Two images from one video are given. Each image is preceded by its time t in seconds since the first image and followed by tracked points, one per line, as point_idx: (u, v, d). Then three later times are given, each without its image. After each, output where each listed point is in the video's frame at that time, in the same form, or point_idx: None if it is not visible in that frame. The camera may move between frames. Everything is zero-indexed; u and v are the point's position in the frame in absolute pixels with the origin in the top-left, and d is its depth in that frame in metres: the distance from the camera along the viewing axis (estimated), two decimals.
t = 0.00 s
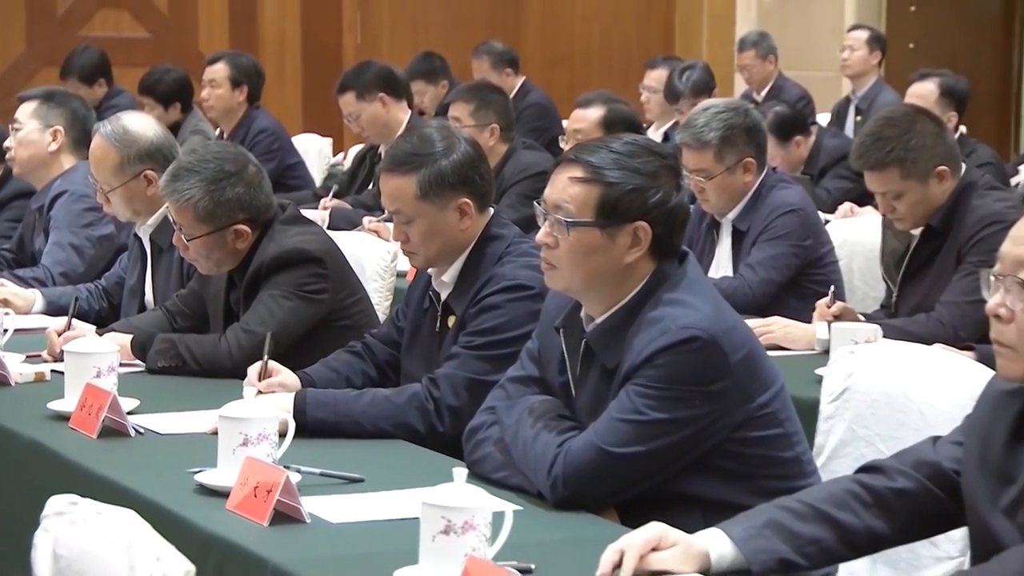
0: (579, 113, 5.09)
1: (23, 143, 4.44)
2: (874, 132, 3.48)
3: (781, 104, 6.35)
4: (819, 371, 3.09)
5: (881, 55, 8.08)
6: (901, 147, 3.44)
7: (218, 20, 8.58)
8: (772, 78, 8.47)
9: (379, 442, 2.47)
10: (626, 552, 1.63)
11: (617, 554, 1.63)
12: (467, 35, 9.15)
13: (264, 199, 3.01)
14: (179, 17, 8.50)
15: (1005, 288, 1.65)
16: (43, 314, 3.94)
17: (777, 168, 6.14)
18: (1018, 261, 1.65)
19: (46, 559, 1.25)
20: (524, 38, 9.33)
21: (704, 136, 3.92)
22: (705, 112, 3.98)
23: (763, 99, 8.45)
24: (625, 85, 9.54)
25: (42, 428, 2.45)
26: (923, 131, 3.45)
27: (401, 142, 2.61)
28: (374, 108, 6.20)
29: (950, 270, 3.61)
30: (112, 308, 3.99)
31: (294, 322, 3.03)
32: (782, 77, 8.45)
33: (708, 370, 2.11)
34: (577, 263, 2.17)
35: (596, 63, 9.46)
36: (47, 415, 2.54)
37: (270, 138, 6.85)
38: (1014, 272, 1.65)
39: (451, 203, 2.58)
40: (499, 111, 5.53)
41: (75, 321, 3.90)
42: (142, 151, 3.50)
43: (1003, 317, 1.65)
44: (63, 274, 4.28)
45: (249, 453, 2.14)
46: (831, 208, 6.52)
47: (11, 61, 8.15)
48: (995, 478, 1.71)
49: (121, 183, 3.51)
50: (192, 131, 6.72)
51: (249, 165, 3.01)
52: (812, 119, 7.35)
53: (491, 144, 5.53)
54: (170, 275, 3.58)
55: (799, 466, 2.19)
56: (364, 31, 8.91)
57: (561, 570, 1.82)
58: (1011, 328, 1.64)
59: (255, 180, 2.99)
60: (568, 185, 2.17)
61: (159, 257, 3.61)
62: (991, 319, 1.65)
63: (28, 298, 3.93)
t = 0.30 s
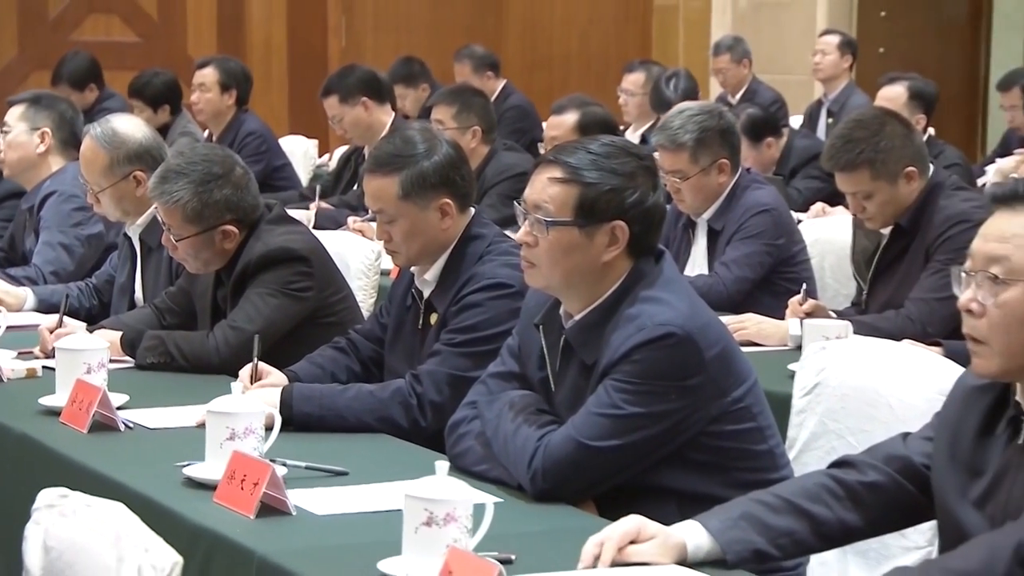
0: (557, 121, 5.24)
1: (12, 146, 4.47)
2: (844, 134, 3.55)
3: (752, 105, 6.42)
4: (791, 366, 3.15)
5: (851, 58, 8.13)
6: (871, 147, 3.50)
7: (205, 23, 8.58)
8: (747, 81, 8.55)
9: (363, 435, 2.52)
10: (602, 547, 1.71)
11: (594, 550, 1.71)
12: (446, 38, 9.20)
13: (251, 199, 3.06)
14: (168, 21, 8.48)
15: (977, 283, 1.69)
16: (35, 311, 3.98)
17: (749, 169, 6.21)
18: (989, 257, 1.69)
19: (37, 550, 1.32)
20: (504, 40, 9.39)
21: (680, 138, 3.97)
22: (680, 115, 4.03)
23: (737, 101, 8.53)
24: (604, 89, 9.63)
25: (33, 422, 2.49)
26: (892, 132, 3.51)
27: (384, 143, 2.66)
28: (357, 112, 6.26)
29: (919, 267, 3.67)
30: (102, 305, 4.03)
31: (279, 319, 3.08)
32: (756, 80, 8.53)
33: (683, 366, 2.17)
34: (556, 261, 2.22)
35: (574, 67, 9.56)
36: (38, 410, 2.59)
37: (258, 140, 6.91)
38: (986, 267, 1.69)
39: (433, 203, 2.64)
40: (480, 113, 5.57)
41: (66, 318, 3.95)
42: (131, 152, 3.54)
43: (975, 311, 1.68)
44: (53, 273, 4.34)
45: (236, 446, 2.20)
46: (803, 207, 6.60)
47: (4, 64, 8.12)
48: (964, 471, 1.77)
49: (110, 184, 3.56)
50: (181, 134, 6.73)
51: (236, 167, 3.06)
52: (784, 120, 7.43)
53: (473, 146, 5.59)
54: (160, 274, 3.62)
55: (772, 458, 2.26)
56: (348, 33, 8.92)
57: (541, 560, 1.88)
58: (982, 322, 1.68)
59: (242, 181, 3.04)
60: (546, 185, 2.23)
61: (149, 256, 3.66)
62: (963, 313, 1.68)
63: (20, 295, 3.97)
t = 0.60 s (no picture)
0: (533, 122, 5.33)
1: None
2: (813, 136, 3.63)
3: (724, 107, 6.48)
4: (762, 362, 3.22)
5: (821, 63, 8.19)
6: (838, 150, 3.59)
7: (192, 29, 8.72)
8: (719, 85, 8.64)
9: (345, 430, 2.57)
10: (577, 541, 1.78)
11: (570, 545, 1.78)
12: (426, 43, 9.27)
13: (236, 200, 3.11)
14: (153, 24, 8.60)
15: (943, 280, 1.74)
16: (24, 309, 4.02)
17: (720, 171, 6.28)
18: (955, 255, 1.74)
19: (25, 544, 1.35)
20: (483, 44, 9.47)
21: (653, 140, 4.04)
22: (653, 119, 4.09)
23: (710, 105, 8.62)
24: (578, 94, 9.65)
25: (23, 418, 2.54)
26: (859, 135, 3.60)
27: (364, 146, 2.72)
28: (340, 115, 6.32)
29: (886, 266, 3.75)
30: (90, 304, 4.09)
31: (262, 318, 3.13)
32: (728, 84, 8.62)
33: (656, 362, 2.23)
34: (532, 260, 2.28)
35: (550, 72, 9.60)
36: (27, 406, 2.63)
37: (243, 142, 6.91)
38: (952, 264, 1.74)
39: (412, 204, 2.70)
40: (459, 116, 5.64)
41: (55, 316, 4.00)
42: (117, 154, 3.58)
43: (941, 307, 1.74)
44: (41, 271, 4.39)
45: (221, 441, 2.25)
46: (772, 209, 6.68)
47: None
48: (930, 463, 1.83)
49: (97, 185, 3.59)
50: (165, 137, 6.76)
51: (221, 169, 3.10)
52: (755, 123, 7.52)
53: (452, 148, 5.64)
54: (146, 274, 3.69)
55: (743, 452, 2.32)
56: (331, 39, 9.02)
57: (519, 552, 1.94)
58: (949, 317, 1.73)
59: (226, 182, 3.08)
60: (523, 186, 2.28)
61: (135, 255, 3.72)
62: (930, 309, 1.74)
63: (8, 294, 4.01)
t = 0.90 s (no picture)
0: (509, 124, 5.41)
1: None
2: (780, 139, 3.72)
3: (695, 110, 6.56)
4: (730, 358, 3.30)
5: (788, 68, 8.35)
6: (804, 151, 3.67)
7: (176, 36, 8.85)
8: (689, 89, 8.77)
9: (324, 425, 2.62)
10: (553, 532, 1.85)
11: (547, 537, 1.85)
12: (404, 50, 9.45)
13: (217, 201, 3.15)
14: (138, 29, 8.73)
15: (906, 280, 1.80)
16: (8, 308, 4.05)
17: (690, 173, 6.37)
18: (918, 255, 1.79)
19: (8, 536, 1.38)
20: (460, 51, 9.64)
21: (625, 143, 4.11)
22: (625, 121, 4.15)
23: (680, 108, 8.76)
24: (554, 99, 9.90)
25: (9, 414, 2.59)
26: (824, 138, 3.69)
27: (343, 148, 2.77)
28: (318, 118, 6.59)
29: (851, 264, 3.82)
30: (75, 302, 4.12)
31: (243, 315, 3.18)
32: (698, 88, 8.76)
33: (627, 359, 2.29)
34: (507, 260, 2.33)
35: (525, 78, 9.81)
36: (13, 402, 2.68)
37: (226, 144, 6.97)
38: (915, 265, 1.79)
39: (390, 204, 2.75)
40: (437, 119, 5.69)
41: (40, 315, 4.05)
42: (102, 155, 3.61)
43: (906, 307, 1.79)
44: (27, 270, 4.43)
45: (202, 436, 2.30)
46: (740, 208, 6.76)
47: None
48: (893, 456, 1.90)
49: (82, 185, 3.64)
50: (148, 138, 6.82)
51: (203, 170, 3.15)
52: (724, 126, 7.65)
53: (429, 150, 5.70)
54: (129, 272, 3.76)
55: (711, 446, 2.38)
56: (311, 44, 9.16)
57: (494, 542, 2.00)
58: (914, 316, 1.78)
59: (208, 184, 3.13)
60: (498, 187, 2.34)
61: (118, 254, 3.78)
62: (895, 308, 1.79)
63: None
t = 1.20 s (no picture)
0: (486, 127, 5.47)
1: None
2: (749, 141, 3.80)
3: (668, 113, 6.65)
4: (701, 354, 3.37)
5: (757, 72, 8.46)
6: (773, 154, 3.75)
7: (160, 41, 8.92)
8: (661, 93, 9.01)
9: (306, 421, 2.68)
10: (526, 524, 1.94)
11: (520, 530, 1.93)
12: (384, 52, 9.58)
13: (200, 202, 3.21)
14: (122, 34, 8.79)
15: (868, 284, 1.87)
16: None
17: (663, 174, 6.46)
18: (878, 260, 1.86)
19: None
20: (438, 55, 9.76)
21: (598, 146, 4.17)
22: (598, 124, 4.22)
23: (653, 112, 9.00)
24: (530, 103, 10.02)
25: None
26: (792, 140, 3.77)
27: (323, 150, 2.82)
28: (300, 120, 6.69)
29: (818, 263, 3.91)
30: (61, 301, 4.19)
31: (226, 314, 3.23)
32: (670, 92, 9.01)
33: (601, 355, 2.35)
34: (483, 259, 2.39)
35: (503, 81, 9.95)
36: None
37: (209, 146, 7.01)
38: (876, 269, 1.86)
39: (369, 206, 2.80)
40: (415, 121, 5.73)
41: (27, 312, 4.10)
42: (87, 157, 3.67)
43: (868, 309, 1.86)
44: (13, 270, 4.48)
45: (185, 432, 2.36)
46: (711, 209, 6.82)
47: None
48: (858, 451, 1.97)
49: (67, 186, 3.70)
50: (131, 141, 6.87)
51: (186, 172, 3.21)
52: (695, 128, 7.75)
53: (408, 152, 5.74)
54: (115, 272, 3.79)
55: (682, 440, 2.45)
56: (293, 48, 9.29)
57: (470, 535, 2.06)
58: (875, 319, 1.86)
59: (192, 186, 3.18)
60: (475, 189, 2.40)
61: (104, 254, 3.82)
62: (858, 310, 1.86)
63: None
